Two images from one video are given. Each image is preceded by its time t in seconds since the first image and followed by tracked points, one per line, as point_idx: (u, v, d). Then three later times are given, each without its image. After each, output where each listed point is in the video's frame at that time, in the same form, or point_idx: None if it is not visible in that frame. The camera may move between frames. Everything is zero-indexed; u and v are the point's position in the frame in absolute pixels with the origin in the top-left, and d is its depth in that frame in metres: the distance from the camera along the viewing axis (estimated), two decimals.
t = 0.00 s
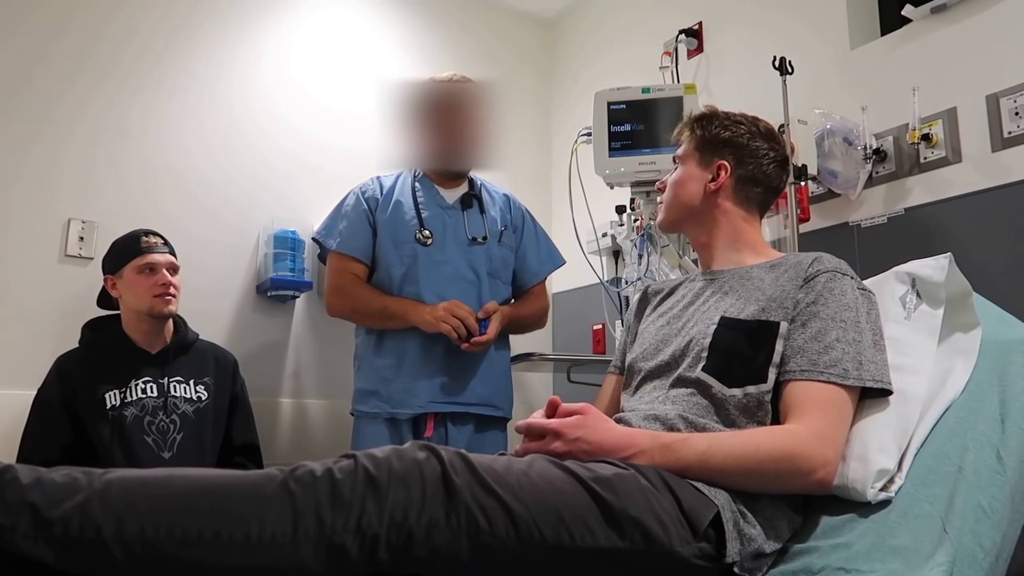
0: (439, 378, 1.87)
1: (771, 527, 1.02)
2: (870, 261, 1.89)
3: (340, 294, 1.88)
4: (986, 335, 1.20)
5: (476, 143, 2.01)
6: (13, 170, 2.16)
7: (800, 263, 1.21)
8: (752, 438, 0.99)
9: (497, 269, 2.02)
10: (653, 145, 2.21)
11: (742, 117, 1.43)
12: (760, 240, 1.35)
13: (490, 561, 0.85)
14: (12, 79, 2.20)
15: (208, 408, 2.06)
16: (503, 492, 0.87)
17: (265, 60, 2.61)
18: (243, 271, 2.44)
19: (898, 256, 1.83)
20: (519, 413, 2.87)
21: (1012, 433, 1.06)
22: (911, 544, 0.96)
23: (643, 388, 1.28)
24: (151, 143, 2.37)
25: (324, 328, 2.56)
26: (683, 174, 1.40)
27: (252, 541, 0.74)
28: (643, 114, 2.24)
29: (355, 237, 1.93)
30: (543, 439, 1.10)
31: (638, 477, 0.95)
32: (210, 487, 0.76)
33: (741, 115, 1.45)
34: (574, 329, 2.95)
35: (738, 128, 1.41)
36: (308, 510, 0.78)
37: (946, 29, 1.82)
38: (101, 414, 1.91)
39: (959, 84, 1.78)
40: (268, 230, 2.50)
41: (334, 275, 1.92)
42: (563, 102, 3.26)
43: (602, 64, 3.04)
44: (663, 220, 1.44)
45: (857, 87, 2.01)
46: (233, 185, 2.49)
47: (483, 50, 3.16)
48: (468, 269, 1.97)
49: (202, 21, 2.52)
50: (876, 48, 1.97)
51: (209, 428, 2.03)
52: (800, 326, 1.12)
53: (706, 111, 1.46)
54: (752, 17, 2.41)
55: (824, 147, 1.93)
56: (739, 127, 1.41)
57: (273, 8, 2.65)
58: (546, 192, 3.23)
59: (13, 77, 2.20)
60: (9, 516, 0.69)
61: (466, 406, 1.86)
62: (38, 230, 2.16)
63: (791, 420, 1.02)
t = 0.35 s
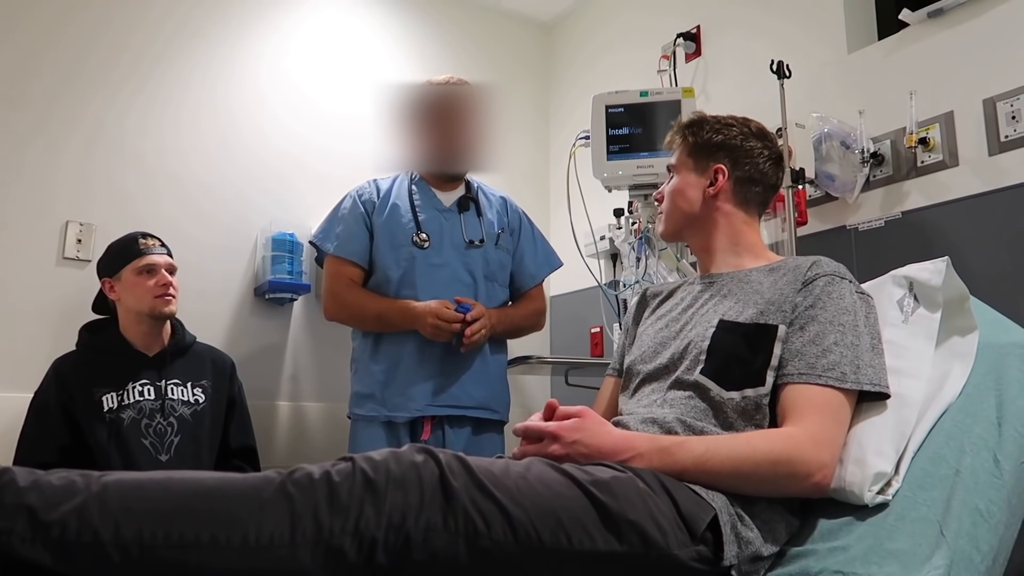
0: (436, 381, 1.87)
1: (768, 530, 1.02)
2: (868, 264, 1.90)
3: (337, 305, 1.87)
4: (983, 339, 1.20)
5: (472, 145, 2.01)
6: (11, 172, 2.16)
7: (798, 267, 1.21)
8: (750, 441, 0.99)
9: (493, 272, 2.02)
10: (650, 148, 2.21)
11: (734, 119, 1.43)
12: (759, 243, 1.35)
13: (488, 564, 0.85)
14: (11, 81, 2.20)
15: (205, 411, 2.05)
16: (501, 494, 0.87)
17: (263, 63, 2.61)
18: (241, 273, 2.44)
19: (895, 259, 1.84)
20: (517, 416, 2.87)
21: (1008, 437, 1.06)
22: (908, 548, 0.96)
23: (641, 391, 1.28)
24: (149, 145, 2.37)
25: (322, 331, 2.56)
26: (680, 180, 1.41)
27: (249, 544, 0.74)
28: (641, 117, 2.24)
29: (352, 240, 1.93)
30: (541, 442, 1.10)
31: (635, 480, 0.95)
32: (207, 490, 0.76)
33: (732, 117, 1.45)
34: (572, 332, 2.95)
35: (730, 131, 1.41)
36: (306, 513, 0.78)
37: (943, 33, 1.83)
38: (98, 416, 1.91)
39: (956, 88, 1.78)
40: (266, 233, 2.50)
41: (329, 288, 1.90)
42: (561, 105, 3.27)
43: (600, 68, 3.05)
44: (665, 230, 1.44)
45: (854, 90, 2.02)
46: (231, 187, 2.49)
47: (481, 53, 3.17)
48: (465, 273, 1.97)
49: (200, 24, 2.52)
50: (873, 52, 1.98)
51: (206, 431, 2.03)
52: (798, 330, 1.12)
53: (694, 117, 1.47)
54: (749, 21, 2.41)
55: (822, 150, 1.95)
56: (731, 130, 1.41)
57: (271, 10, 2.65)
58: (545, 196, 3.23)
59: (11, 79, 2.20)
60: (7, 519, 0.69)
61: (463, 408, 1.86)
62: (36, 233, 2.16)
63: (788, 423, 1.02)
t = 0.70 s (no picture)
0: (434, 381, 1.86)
1: (766, 530, 1.02)
2: (866, 265, 1.90)
3: (335, 312, 1.86)
4: (981, 340, 1.20)
5: (468, 145, 2.01)
6: (11, 172, 2.16)
7: (796, 268, 1.21)
8: (747, 441, 0.99)
9: (489, 272, 2.02)
10: (649, 150, 2.21)
11: (728, 121, 1.43)
12: (755, 245, 1.35)
13: (486, 565, 0.85)
14: (10, 81, 2.20)
15: (204, 412, 2.05)
16: (499, 495, 0.87)
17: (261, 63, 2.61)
18: (239, 274, 2.44)
19: (894, 260, 1.84)
20: (515, 417, 2.87)
21: (1006, 438, 1.06)
22: (906, 548, 0.96)
23: (639, 392, 1.28)
24: (148, 145, 2.37)
25: (320, 332, 2.56)
26: (674, 183, 1.41)
27: (248, 545, 0.74)
28: (640, 118, 2.24)
29: (347, 242, 1.94)
30: (539, 442, 1.10)
31: (634, 481, 0.95)
32: (206, 491, 0.76)
33: (726, 118, 1.45)
34: (571, 332, 2.95)
35: (724, 132, 1.41)
36: (304, 514, 0.78)
37: (941, 35, 1.83)
38: (97, 417, 1.91)
39: (954, 90, 1.79)
40: (265, 234, 2.50)
41: (324, 294, 1.89)
42: (560, 106, 3.27)
43: (598, 69, 3.05)
44: (659, 230, 1.44)
45: (853, 92, 2.02)
46: (230, 188, 2.49)
47: (480, 54, 3.17)
48: (461, 273, 1.97)
49: (200, 24, 2.53)
50: (871, 54, 1.98)
51: (204, 432, 2.03)
52: (795, 331, 1.12)
53: (689, 118, 1.47)
54: (747, 23, 2.42)
55: (821, 152, 1.94)
56: (725, 131, 1.41)
57: (270, 11, 2.65)
58: (543, 196, 3.23)
59: (10, 78, 2.20)
60: (5, 520, 0.69)
61: (460, 409, 1.86)
62: (34, 233, 2.16)
63: (785, 424, 1.03)
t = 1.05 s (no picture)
0: (427, 384, 1.86)
1: (765, 531, 1.02)
2: (865, 266, 1.90)
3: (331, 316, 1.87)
4: (980, 341, 1.20)
5: (461, 145, 2.00)
6: (10, 172, 2.15)
7: (800, 269, 1.21)
8: (747, 441, 0.99)
9: (482, 272, 2.02)
10: (648, 150, 2.21)
11: (737, 120, 1.43)
12: (759, 246, 1.35)
13: (485, 566, 0.84)
14: (7, 81, 2.19)
15: (203, 412, 2.05)
16: (498, 496, 0.87)
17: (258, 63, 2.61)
18: (238, 274, 2.44)
19: (892, 261, 1.84)
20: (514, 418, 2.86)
21: (1004, 439, 1.06)
22: (905, 549, 0.96)
23: (641, 391, 1.28)
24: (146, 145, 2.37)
25: (319, 332, 2.56)
26: (679, 180, 1.40)
27: (247, 546, 0.74)
28: (639, 119, 2.24)
29: (339, 243, 1.94)
30: (540, 443, 1.10)
31: (633, 481, 0.95)
32: (205, 492, 0.76)
33: (734, 118, 1.45)
34: (570, 333, 2.95)
35: (732, 131, 1.41)
36: (303, 514, 0.78)
37: (940, 36, 1.83)
38: (95, 418, 1.90)
39: (953, 91, 1.79)
40: (263, 234, 2.50)
41: (318, 298, 1.89)
42: (559, 107, 3.27)
43: (598, 70, 3.05)
44: (661, 226, 1.43)
45: (852, 93, 2.02)
46: (229, 188, 2.48)
47: (479, 54, 3.17)
48: (455, 274, 1.97)
49: (198, 24, 2.52)
50: (870, 54, 1.99)
51: (203, 432, 2.03)
52: (800, 331, 1.12)
53: (697, 115, 1.47)
54: (746, 23, 2.42)
55: (821, 153, 1.94)
56: (733, 130, 1.41)
57: (269, 11, 2.65)
58: (542, 197, 3.23)
59: (8, 79, 2.20)
60: (2, 520, 0.69)
61: (455, 410, 1.86)
62: (33, 233, 2.15)
63: (786, 424, 1.03)
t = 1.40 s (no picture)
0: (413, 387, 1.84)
1: (764, 531, 1.02)
2: (864, 267, 1.90)
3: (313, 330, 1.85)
4: (979, 341, 1.20)
5: (447, 141, 2.00)
6: (9, 170, 2.15)
7: (798, 268, 1.22)
8: (745, 440, 0.99)
9: (469, 271, 2.00)
10: (648, 151, 2.21)
11: (738, 121, 1.43)
12: (760, 248, 1.36)
13: (483, 565, 0.84)
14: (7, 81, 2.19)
15: (202, 412, 2.05)
16: (497, 495, 0.87)
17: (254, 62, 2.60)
18: (237, 274, 2.43)
19: (892, 261, 1.84)
20: (514, 418, 2.86)
21: (1003, 439, 1.06)
22: (904, 550, 0.95)
23: (639, 391, 1.28)
24: (146, 146, 2.37)
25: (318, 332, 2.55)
26: (681, 182, 1.40)
27: (245, 545, 0.74)
28: (638, 120, 2.24)
29: (323, 244, 1.93)
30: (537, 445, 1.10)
31: (631, 481, 0.95)
32: (203, 491, 0.76)
33: (735, 118, 1.45)
34: (570, 334, 2.95)
35: (734, 134, 1.41)
36: (301, 514, 0.78)
37: (939, 37, 1.83)
38: (94, 418, 1.90)
39: (952, 92, 1.79)
40: (262, 234, 2.50)
41: (303, 305, 1.88)
42: (559, 107, 3.27)
43: (597, 70, 3.05)
44: (661, 229, 1.43)
45: (852, 94, 2.02)
46: (228, 189, 2.48)
47: (479, 54, 3.17)
48: (441, 274, 1.95)
49: (197, 24, 2.52)
50: (869, 55, 1.99)
51: (203, 432, 2.03)
52: (798, 330, 1.12)
53: (697, 116, 1.46)
54: (745, 24, 2.42)
55: (819, 153, 1.95)
56: (735, 133, 1.41)
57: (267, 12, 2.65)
58: (542, 198, 3.23)
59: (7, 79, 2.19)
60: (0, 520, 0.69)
61: (443, 412, 1.84)
62: (32, 233, 2.15)
63: (782, 421, 1.03)
